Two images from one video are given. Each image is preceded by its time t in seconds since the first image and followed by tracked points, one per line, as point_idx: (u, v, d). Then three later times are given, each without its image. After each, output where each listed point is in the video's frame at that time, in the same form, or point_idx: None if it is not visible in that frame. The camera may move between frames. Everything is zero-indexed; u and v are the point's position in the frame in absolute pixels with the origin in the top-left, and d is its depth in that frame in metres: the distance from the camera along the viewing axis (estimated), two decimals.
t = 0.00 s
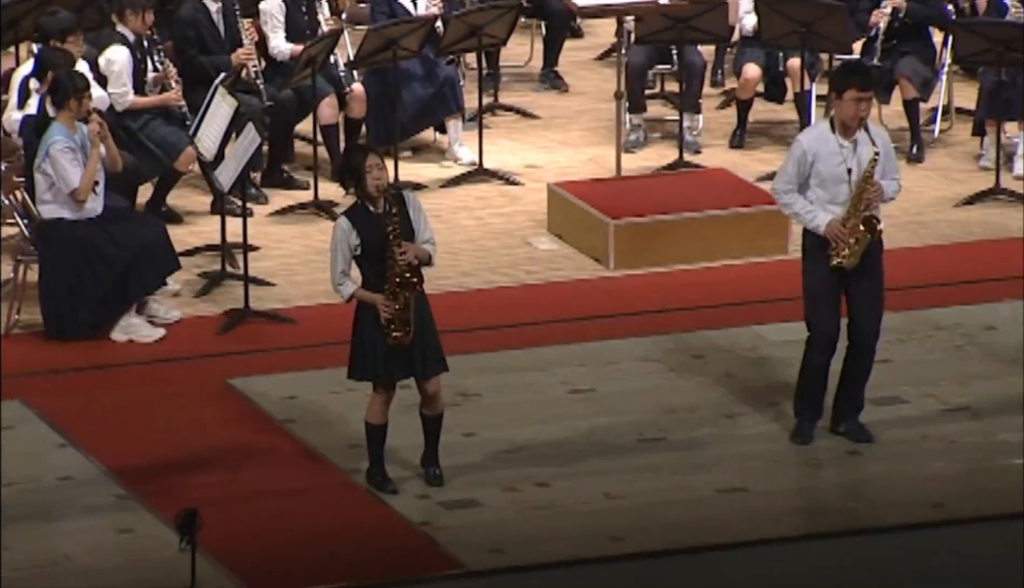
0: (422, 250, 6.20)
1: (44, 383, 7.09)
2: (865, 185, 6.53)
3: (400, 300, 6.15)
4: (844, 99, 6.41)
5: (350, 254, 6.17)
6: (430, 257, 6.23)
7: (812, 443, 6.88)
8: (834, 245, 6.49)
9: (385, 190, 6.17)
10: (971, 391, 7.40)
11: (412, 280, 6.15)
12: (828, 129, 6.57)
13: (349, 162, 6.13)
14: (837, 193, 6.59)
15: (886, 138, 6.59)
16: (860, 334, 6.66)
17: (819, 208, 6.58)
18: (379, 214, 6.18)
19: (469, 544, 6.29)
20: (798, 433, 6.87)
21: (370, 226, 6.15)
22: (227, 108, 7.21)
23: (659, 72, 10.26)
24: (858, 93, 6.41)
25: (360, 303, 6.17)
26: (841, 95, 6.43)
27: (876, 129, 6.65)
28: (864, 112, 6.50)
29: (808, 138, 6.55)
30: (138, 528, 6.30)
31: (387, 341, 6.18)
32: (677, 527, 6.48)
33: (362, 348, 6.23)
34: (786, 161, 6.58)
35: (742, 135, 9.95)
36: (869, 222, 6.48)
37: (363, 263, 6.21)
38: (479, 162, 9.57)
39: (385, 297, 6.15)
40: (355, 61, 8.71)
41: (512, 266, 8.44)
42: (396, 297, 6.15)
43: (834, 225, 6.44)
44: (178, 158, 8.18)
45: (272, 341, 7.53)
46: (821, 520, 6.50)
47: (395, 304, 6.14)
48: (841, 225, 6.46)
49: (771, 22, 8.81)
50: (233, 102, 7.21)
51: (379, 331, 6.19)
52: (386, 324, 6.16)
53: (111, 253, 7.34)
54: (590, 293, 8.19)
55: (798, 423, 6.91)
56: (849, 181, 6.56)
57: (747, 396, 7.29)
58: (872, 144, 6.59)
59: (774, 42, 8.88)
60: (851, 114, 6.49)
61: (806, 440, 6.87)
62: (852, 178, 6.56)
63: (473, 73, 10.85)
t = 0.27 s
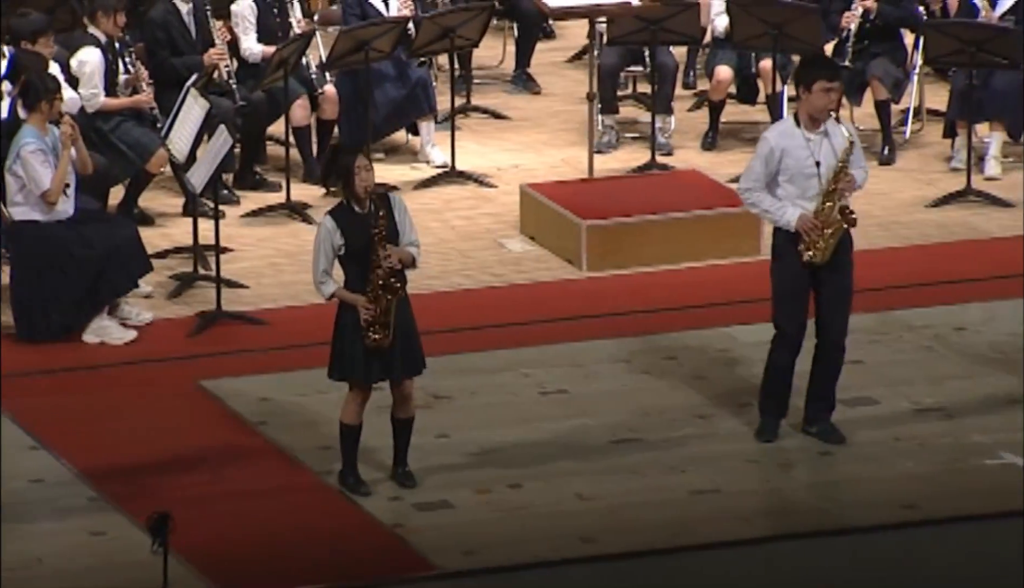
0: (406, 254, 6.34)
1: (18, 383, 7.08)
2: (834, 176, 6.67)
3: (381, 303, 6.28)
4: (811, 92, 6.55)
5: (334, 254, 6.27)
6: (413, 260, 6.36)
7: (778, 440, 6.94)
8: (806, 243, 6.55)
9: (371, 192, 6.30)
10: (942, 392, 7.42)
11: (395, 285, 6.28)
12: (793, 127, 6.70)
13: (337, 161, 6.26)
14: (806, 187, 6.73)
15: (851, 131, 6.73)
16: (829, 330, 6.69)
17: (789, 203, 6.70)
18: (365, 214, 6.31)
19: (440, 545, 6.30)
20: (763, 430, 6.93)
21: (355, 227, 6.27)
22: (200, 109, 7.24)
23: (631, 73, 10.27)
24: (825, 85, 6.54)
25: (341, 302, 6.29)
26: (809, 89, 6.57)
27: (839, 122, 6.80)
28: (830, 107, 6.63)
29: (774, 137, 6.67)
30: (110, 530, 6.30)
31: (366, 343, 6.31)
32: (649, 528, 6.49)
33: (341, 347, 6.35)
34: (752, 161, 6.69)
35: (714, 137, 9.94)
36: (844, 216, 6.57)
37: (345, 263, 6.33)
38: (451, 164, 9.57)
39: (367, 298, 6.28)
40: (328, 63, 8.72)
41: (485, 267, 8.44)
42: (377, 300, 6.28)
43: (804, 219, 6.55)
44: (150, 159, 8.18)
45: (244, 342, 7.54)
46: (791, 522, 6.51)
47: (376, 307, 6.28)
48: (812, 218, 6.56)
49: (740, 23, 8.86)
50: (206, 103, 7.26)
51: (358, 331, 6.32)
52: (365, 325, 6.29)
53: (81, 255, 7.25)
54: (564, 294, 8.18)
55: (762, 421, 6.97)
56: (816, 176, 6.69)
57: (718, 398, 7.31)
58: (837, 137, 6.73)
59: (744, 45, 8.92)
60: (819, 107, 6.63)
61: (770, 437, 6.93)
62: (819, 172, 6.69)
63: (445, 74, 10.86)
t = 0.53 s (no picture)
0: (394, 256, 6.30)
1: None
2: (799, 168, 6.61)
3: (367, 306, 6.25)
4: (764, 82, 6.50)
5: (321, 251, 6.24)
6: (402, 262, 6.32)
7: (752, 441, 6.94)
8: (778, 237, 6.57)
9: (364, 192, 6.25)
10: (915, 392, 7.43)
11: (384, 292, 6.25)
12: (755, 120, 6.64)
13: (333, 159, 6.21)
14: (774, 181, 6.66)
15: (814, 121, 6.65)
16: (795, 326, 6.74)
17: (757, 198, 6.64)
18: (356, 213, 6.26)
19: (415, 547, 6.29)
20: (736, 431, 6.93)
21: (345, 228, 6.23)
22: (173, 111, 7.23)
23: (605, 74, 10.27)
24: (779, 75, 6.48)
25: (326, 300, 6.26)
26: (765, 81, 6.51)
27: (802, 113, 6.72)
28: (787, 97, 6.57)
29: (737, 131, 6.61)
30: (83, 532, 6.29)
31: (349, 345, 6.28)
32: (623, 528, 6.50)
33: (326, 347, 6.31)
34: (718, 158, 6.63)
35: (688, 137, 9.97)
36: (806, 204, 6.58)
37: (333, 261, 6.29)
38: (424, 165, 9.56)
39: (352, 300, 6.24)
40: (300, 64, 8.68)
41: (459, 268, 8.45)
42: (363, 302, 6.25)
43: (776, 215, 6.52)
44: (122, 162, 8.20)
45: (218, 343, 7.53)
46: (764, 524, 6.51)
47: (361, 309, 6.25)
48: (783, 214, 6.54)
49: (713, 25, 8.88)
50: (178, 105, 7.25)
51: (342, 332, 6.29)
52: (349, 326, 6.26)
53: (58, 258, 7.22)
54: (538, 295, 8.18)
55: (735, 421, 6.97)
56: (781, 167, 6.63)
57: (692, 399, 7.31)
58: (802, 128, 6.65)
59: (716, 46, 8.94)
60: (778, 99, 6.56)
61: (744, 437, 6.93)
62: (784, 164, 6.62)
63: (420, 75, 10.87)
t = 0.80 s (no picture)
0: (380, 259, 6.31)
1: None
2: (760, 170, 6.62)
3: (346, 309, 6.27)
4: (722, 86, 6.53)
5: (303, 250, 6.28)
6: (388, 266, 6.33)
7: (725, 442, 6.93)
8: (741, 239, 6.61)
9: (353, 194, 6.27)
10: (888, 393, 7.44)
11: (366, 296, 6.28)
12: (718, 122, 6.66)
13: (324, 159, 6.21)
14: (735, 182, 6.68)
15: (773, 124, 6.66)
16: (761, 329, 6.76)
17: (719, 199, 6.65)
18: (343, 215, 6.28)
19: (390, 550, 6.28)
20: (710, 432, 6.92)
21: (329, 229, 6.26)
22: (145, 113, 7.22)
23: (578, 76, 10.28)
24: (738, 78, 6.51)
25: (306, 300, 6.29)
26: (723, 85, 6.53)
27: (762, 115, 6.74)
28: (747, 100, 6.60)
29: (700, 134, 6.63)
30: (57, 534, 6.28)
31: (327, 345, 6.30)
32: (597, 529, 6.51)
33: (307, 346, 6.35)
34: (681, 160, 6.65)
35: (661, 140, 9.99)
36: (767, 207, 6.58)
37: (316, 260, 6.32)
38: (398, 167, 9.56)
39: (331, 301, 6.26)
40: (273, 66, 8.67)
41: (432, 270, 8.45)
42: (342, 304, 6.27)
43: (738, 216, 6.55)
44: (94, 164, 8.28)
45: (191, 345, 7.51)
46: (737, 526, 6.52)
47: (340, 311, 6.27)
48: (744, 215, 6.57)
49: (686, 27, 8.91)
50: (151, 106, 7.23)
51: (321, 332, 6.31)
52: (327, 327, 6.29)
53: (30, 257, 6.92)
54: (511, 298, 8.18)
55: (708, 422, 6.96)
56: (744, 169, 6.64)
57: (665, 401, 7.32)
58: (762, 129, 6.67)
59: (689, 48, 8.96)
60: (736, 103, 6.58)
61: (718, 438, 6.92)
62: (747, 166, 6.64)
63: (392, 77, 10.87)
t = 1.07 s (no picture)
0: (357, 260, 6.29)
1: None
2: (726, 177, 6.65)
3: (321, 308, 6.25)
4: (691, 95, 6.55)
5: (280, 248, 6.27)
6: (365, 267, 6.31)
7: (695, 444, 6.94)
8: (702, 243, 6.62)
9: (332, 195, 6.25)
10: (859, 395, 7.46)
11: (340, 294, 6.26)
12: (681, 128, 6.67)
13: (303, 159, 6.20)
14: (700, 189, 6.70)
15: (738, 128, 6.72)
16: (727, 330, 6.77)
17: (686, 207, 6.67)
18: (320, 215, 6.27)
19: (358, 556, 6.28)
20: (680, 434, 6.93)
21: (306, 229, 6.25)
22: (115, 116, 7.21)
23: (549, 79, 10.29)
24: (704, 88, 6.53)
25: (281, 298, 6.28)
26: (692, 92, 6.55)
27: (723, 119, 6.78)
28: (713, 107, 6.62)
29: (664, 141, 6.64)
30: (25, 540, 6.28)
31: (302, 344, 6.28)
32: (568, 533, 6.52)
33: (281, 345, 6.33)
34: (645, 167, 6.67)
35: (632, 141, 9.99)
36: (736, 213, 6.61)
37: (293, 260, 6.30)
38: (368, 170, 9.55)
39: (307, 301, 6.24)
40: (245, 70, 8.63)
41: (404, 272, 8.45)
42: (318, 304, 6.26)
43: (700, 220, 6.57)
44: (65, 167, 8.17)
45: (161, 349, 7.51)
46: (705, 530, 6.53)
47: (315, 311, 6.25)
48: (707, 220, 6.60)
49: (657, 30, 8.91)
50: (121, 110, 7.23)
51: (296, 331, 6.29)
52: (302, 327, 6.27)
53: None
54: (481, 301, 8.17)
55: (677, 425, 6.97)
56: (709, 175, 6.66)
57: (635, 403, 7.32)
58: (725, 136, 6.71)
59: (660, 51, 8.97)
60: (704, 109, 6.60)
61: (688, 441, 6.92)
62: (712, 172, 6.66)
63: (363, 80, 10.87)
